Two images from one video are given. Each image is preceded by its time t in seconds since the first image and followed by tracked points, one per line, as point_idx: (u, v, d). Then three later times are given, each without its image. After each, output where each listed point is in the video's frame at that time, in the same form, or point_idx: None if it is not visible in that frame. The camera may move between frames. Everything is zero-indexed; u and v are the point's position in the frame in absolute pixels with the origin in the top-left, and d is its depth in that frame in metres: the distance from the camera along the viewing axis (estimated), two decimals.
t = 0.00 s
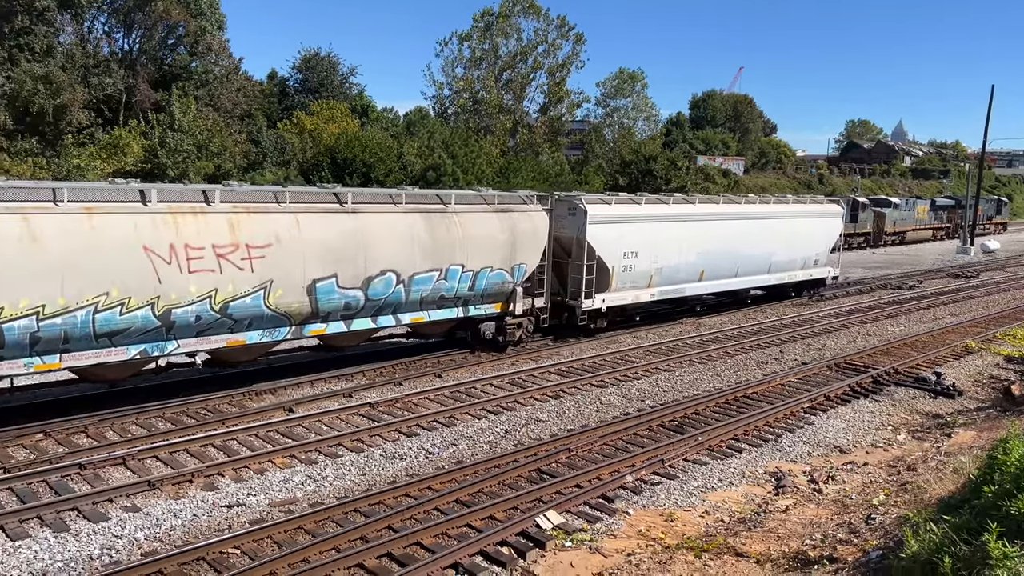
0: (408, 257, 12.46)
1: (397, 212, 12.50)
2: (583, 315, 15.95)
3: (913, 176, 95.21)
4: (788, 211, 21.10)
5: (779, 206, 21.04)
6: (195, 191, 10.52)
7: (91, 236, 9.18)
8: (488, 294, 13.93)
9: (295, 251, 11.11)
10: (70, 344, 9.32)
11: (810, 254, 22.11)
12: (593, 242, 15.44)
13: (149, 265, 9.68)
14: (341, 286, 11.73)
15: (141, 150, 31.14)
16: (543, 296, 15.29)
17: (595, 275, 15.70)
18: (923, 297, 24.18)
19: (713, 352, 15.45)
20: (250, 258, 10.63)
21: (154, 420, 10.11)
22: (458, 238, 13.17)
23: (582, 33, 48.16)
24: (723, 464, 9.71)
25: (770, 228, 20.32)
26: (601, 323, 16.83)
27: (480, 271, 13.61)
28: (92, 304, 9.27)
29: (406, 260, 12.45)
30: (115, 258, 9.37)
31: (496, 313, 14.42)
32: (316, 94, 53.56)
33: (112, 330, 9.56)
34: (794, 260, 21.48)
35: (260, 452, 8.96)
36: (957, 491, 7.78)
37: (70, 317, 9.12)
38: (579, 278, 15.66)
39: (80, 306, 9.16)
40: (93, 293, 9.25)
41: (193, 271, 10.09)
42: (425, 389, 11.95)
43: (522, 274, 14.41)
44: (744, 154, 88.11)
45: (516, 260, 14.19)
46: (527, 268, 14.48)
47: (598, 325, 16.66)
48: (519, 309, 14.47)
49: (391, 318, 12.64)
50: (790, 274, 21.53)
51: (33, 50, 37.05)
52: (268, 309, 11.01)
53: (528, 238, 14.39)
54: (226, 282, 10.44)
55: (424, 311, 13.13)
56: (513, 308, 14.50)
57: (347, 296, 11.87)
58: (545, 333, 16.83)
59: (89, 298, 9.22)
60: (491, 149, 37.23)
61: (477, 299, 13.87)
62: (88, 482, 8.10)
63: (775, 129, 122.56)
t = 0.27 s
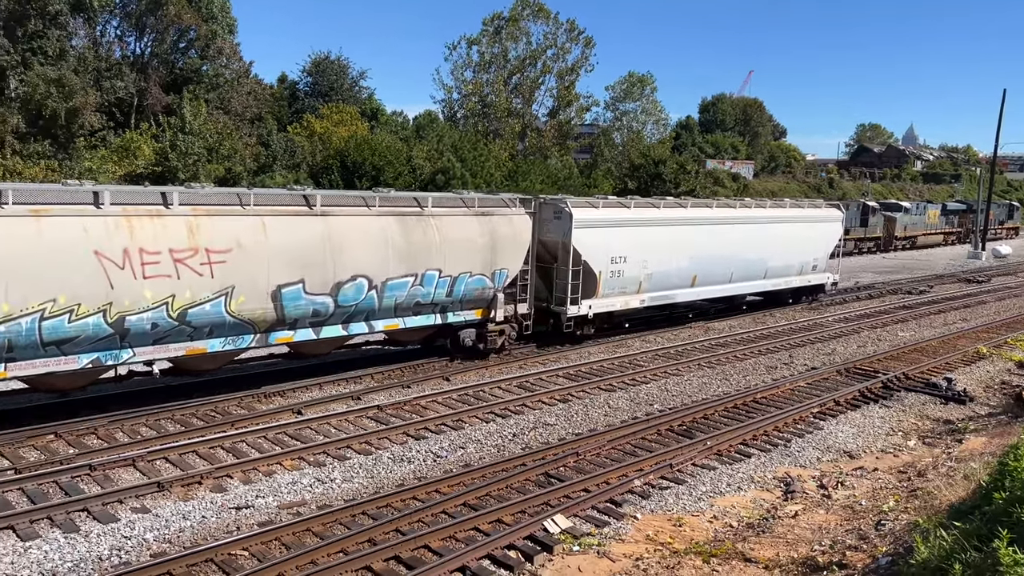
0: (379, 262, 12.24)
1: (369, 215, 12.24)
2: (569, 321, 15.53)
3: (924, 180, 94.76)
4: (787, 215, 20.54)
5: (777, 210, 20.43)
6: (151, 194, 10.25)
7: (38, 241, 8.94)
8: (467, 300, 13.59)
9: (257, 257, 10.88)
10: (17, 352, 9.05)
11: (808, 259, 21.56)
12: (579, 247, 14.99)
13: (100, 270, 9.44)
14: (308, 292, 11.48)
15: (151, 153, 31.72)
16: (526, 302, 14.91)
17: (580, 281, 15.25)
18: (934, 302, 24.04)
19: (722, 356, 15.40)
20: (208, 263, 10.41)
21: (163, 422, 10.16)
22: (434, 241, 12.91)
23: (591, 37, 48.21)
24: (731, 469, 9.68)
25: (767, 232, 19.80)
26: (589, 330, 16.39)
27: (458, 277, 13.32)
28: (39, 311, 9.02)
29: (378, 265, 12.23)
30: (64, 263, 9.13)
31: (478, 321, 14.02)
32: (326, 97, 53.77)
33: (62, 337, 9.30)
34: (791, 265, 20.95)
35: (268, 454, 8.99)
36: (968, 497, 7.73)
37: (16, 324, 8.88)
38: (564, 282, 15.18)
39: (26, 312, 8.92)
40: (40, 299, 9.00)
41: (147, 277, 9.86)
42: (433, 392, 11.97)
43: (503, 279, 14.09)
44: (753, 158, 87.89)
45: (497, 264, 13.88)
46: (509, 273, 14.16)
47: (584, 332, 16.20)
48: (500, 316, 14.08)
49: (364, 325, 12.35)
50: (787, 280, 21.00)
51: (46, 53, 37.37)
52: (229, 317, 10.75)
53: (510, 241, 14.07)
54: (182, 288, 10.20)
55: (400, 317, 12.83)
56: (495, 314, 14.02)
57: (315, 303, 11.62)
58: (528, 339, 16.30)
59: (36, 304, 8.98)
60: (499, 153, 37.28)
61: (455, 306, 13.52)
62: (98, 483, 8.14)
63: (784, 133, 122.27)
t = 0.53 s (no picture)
0: (349, 266, 11.69)
1: (337, 218, 11.74)
2: (553, 327, 15.16)
3: (935, 183, 94.29)
4: (782, 218, 20.10)
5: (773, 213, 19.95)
6: (106, 193, 9.68)
7: None
8: (444, 305, 13.09)
9: (218, 261, 10.35)
10: None
11: (804, 263, 21.10)
12: (562, 251, 14.65)
13: (46, 274, 8.90)
14: (272, 298, 10.96)
15: (162, 156, 32.15)
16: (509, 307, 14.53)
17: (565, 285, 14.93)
18: (945, 306, 23.91)
19: (731, 359, 15.36)
20: (166, 267, 9.89)
21: (174, 423, 10.21)
22: (408, 244, 12.38)
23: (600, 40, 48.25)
24: (740, 473, 9.63)
25: (761, 235, 19.38)
26: (574, 336, 16.02)
27: (433, 281, 12.78)
28: None
29: (347, 269, 11.68)
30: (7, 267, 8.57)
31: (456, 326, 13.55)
32: (336, 100, 53.94)
33: (6, 344, 8.78)
34: (787, 269, 20.49)
35: (277, 456, 9.02)
36: (978, 502, 7.68)
37: None
38: (548, 287, 14.83)
39: None
40: None
41: (98, 281, 9.32)
42: (441, 395, 11.98)
43: (483, 283, 13.53)
44: (763, 161, 87.68)
45: (476, 269, 13.32)
46: (489, 277, 13.58)
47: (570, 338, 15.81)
48: (479, 321, 13.61)
49: (333, 331, 11.81)
50: (782, 285, 20.55)
51: (59, 57, 37.65)
52: (187, 323, 10.25)
53: (490, 244, 13.51)
54: (137, 294, 9.68)
55: (374, 324, 12.30)
56: (473, 320, 13.59)
57: (280, 308, 11.09)
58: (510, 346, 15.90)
59: None
60: (508, 155, 37.34)
61: (432, 311, 13.02)
62: (108, 484, 8.18)
63: (794, 136, 121.96)
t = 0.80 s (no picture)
0: (318, 271, 11.32)
1: (306, 221, 11.35)
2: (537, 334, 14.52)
3: (947, 187, 93.78)
4: (778, 222, 19.41)
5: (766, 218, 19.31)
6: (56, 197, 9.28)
7: None
8: (418, 312, 12.71)
9: (174, 267, 9.94)
10: None
11: (802, 268, 20.39)
12: (546, 255, 14.00)
13: None
14: (233, 305, 10.56)
15: (174, 161, 32.28)
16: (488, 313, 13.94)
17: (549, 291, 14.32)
18: (957, 311, 23.76)
19: (741, 364, 15.31)
20: (118, 273, 9.46)
21: (184, 426, 10.25)
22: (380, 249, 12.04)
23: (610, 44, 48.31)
24: (750, 478, 9.60)
25: (757, 240, 18.69)
26: (561, 344, 15.32)
27: (408, 287, 12.43)
28: None
29: (316, 274, 11.32)
30: None
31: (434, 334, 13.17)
32: (346, 105, 54.17)
33: None
34: (783, 275, 19.78)
35: (287, 459, 9.04)
36: (991, 509, 7.63)
37: None
38: (530, 293, 14.24)
39: None
40: None
41: (45, 289, 8.90)
42: (451, 398, 11.98)
43: (460, 289, 13.20)
44: (773, 165, 87.45)
45: (452, 274, 13.00)
46: (465, 282, 13.26)
47: (555, 346, 15.18)
48: (457, 329, 13.22)
49: (301, 340, 11.43)
50: (779, 291, 19.84)
51: (72, 62, 37.98)
52: (142, 331, 9.82)
53: (466, 249, 13.21)
54: (87, 301, 9.26)
55: (343, 332, 11.92)
56: (450, 327, 13.19)
57: (242, 316, 10.68)
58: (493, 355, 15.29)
59: None
60: (517, 159, 37.40)
61: (406, 319, 12.66)
62: (120, 486, 8.22)
63: (804, 140, 121.62)
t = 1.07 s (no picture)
0: (283, 275, 10.80)
1: (270, 222, 10.80)
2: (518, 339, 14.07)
3: (960, 189, 93.16)
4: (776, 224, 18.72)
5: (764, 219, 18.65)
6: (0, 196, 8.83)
7: None
8: (392, 317, 12.15)
9: (127, 270, 9.45)
10: None
11: (802, 272, 19.68)
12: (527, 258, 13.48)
13: None
14: (191, 310, 10.05)
15: (185, 161, 31.80)
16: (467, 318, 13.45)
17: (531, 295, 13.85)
18: (970, 314, 23.60)
19: (751, 366, 15.26)
20: (65, 276, 8.99)
21: (194, 427, 10.30)
22: (351, 252, 11.49)
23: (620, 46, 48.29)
24: (760, 481, 9.56)
25: (753, 243, 18.02)
26: (544, 349, 14.87)
27: (380, 291, 11.89)
28: None
29: (281, 278, 10.80)
30: None
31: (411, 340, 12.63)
32: (356, 107, 54.35)
33: None
34: (781, 279, 19.07)
35: (297, 460, 9.07)
36: (1004, 513, 7.57)
37: None
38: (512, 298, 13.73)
39: None
40: None
41: None
42: (459, 400, 11.98)
43: (437, 294, 12.62)
44: (783, 167, 87.21)
45: (429, 278, 12.45)
46: (444, 286, 12.68)
47: (539, 351, 14.76)
48: (434, 335, 12.59)
49: (265, 346, 10.90)
50: (778, 294, 19.15)
51: (85, 64, 38.31)
52: (93, 338, 9.34)
53: (445, 253, 12.61)
54: (31, 306, 8.80)
55: (311, 338, 11.39)
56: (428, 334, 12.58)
57: (200, 321, 10.16)
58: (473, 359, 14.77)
59: None
60: (527, 161, 37.40)
61: (380, 323, 12.10)
62: (131, 486, 8.27)
63: (815, 142, 121.21)
